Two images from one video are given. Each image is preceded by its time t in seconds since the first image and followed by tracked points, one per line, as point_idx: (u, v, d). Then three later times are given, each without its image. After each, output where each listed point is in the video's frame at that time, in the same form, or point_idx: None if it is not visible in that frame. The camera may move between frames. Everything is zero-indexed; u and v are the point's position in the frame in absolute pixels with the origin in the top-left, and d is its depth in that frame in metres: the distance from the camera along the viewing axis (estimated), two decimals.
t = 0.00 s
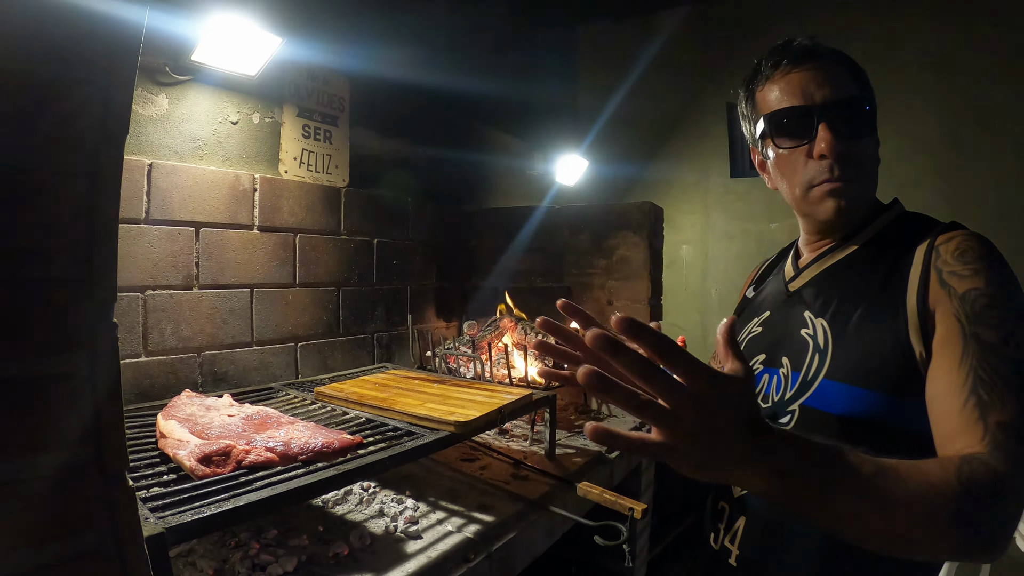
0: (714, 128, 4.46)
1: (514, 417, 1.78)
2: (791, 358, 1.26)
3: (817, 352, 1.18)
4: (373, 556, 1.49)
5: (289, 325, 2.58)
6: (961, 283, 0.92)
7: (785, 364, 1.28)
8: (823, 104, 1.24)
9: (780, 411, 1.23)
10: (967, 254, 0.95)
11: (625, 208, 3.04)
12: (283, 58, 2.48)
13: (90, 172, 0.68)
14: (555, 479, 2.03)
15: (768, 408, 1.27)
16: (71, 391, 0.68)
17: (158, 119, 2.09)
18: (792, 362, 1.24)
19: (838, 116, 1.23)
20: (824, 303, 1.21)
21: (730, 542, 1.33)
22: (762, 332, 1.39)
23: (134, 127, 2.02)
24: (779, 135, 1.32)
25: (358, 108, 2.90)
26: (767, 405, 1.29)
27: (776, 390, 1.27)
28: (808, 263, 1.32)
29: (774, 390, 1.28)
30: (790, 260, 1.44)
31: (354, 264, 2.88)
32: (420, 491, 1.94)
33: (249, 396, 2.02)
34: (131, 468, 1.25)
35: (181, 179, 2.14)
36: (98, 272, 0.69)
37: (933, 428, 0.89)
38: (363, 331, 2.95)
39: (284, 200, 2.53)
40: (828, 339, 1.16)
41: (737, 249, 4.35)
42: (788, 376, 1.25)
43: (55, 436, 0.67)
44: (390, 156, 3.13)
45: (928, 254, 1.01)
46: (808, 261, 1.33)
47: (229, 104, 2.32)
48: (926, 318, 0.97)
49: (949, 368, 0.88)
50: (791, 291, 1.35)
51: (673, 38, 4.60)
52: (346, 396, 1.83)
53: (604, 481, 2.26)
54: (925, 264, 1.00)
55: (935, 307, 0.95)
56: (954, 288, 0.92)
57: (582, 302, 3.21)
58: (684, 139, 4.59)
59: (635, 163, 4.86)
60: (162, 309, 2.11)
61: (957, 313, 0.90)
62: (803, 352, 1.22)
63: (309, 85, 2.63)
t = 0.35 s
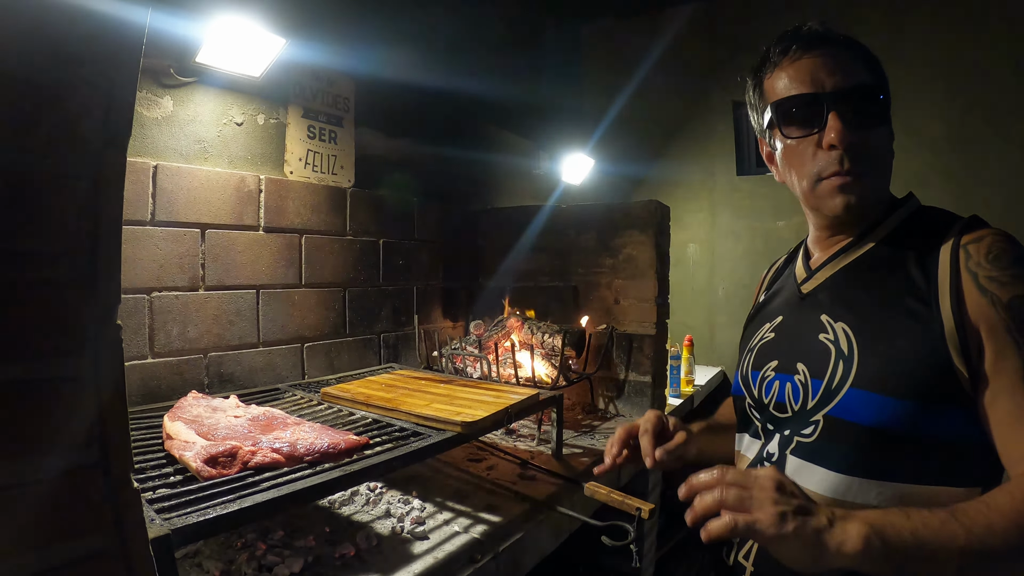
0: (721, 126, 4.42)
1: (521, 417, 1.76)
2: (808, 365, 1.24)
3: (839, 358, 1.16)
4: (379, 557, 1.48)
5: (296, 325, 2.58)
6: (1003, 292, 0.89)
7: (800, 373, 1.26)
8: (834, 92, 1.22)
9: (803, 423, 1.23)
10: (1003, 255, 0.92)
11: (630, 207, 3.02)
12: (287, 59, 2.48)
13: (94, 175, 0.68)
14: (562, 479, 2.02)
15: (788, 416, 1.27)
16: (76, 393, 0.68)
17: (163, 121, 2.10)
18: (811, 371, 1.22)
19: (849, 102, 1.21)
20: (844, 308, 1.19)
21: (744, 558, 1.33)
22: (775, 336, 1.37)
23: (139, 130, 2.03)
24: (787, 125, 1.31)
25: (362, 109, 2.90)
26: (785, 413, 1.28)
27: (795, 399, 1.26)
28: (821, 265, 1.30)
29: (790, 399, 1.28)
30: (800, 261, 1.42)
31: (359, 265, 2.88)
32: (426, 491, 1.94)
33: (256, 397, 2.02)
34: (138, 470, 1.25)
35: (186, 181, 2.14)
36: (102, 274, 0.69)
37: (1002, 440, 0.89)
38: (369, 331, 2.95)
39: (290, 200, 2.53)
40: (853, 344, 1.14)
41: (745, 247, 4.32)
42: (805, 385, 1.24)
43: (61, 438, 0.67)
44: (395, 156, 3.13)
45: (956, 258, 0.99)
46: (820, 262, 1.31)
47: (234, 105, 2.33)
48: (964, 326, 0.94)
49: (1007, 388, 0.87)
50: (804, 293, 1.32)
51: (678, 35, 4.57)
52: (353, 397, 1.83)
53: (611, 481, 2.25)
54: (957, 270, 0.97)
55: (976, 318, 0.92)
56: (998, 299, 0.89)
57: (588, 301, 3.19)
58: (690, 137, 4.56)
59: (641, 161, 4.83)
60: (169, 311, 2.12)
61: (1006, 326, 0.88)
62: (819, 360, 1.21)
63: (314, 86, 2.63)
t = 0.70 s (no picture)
0: (723, 121, 4.40)
1: (521, 413, 1.76)
2: (819, 361, 1.24)
3: (847, 355, 1.16)
4: (378, 554, 1.48)
5: (295, 321, 2.57)
6: None
7: (812, 369, 1.26)
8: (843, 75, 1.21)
9: (808, 424, 1.23)
10: None
11: (631, 203, 3.00)
12: (286, 53, 2.46)
13: (88, 168, 0.67)
14: (562, 476, 2.01)
15: (796, 417, 1.28)
16: (70, 391, 0.67)
17: (162, 116, 2.09)
18: (822, 366, 1.22)
19: (858, 86, 1.19)
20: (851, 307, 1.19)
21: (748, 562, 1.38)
22: (787, 330, 1.38)
23: (138, 124, 2.01)
24: (794, 107, 1.29)
25: (362, 104, 2.88)
26: (794, 413, 1.29)
27: (803, 397, 1.27)
28: (835, 255, 1.30)
29: (801, 397, 1.28)
30: (815, 251, 1.42)
31: (359, 260, 2.87)
32: (426, 488, 1.94)
33: (255, 394, 2.02)
34: (135, 466, 1.25)
35: (184, 175, 2.13)
36: (98, 269, 0.68)
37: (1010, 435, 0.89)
38: (369, 327, 2.94)
39: (289, 195, 2.52)
40: (863, 342, 1.13)
41: (746, 244, 4.31)
42: (814, 383, 1.24)
43: (58, 434, 0.66)
44: (394, 151, 3.11)
45: (977, 247, 0.97)
46: (834, 252, 1.31)
47: (233, 100, 2.31)
48: (982, 318, 0.92)
49: (1023, 387, 0.86)
50: (816, 284, 1.33)
51: (681, 31, 4.54)
52: (352, 393, 1.82)
53: (612, 477, 2.25)
54: (977, 258, 0.95)
55: (996, 311, 0.90)
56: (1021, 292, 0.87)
57: (590, 297, 3.18)
58: (692, 133, 4.54)
59: (642, 157, 4.81)
60: (167, 306, 2.11)
61: None
62: (829, 356, 1.21)
63: (314, 81, 2.62)
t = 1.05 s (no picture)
0: (722, 118, 4.39)
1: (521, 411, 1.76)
2: (822, 365, 1.23)
3: (849, 360, 1.15)
4: (378, 552, 1.48)
5: (294, 319, 2.57)
6: None
7: (815, 372, 1.25)
8: (798, 76, 1.16)
9: (810, 429, 1.23)
10: None
11: (631, 200, 3.00)
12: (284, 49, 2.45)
13: (82, 165, 0.66)
14: (562, 474, 2.01)
15: (798, 419, 1.27)
16: (64, 392, 0.67)
17: (160, 114, 2.08)
18: (824, 371, 1.22)
19: (815, 88, 1.15)
20: (853, 305, 1.19)
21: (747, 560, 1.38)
22: (792, 329, 1.37)
23: (135, 122, 2.01)
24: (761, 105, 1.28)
25: (361, 101, 2.88)
26: (797, 415, 1.29)
27: (806, 400, 1.26)
28: (841, 252, 1.29)
29: (803, 400, 1.27)
30: (823, 247, 1.41)
31: (358, 258, 2.86)
32: (426, 486, 1.93)
33: (254, 392, 2.01)
34: (133, 465, 1.24)
35: (182, 173, 2.13)
36: (92, 268, 0.67)
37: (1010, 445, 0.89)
38: (368, 325, 2.94)
39: (288, 193, 2.52)
40: (864, 348, 1.12)
41: (746, 241, 4.30)
42: (817, 386, 1.24)
43: (52, 434, 0.66)
44: (393, 148, 3.10)
45: (984, 249, 0.96)
46: (839, 250, 1.30)
47: (231, 97, 2.30)
48: (986, 324, 0.92)
49: None
50: (823, 281, 1.32)
51: (681, 27, 4.52)
52: (351, 391, 1.82)
53: (611, 474, 2.25)
54: (984, 262, 0.94)
55: (1002, 318, 0.89)
56: None
57: (589, 295, 3.17)
58: (691, 129, 4.53)
59: (642, 154, 4.80)
60: (166, 305, 2.11)
61: None
62: (831, 359, 1.20)
63: (312, 78, 2.61)
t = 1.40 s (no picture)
0: (724, 117, 4.39)
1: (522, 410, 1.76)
2: (814, 362, 1.24)
3: (838, 359, 1.16)
4: (379, 551, 1.48)
5: (294, 318, 2.57)
6: None
7: (807, 369, 1.26)
8: (785, 81, 1.17)
9: (800, 426, 1.23)
10: None
11: (632, 199, 3.00)
12: (285, 47, 2.45)
13: (84, 163, 0.66)
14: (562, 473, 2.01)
15: (789, 417, 1.28)
16: (63, 390, 0.66)
17: (161, 112, 2.08)
18: (815, 368, 1.22)
19: (800, 93, 1.15)
20: (848, 304, 1.18)
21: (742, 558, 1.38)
22: (787, 326, 1.37)
23: (136, 119, 2.00)
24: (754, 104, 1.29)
25: (362, 99, 2.88)
26: (787, 412, 1.29)
27: (797, 397, 1.27)
28: (836, 250, 1.30)
29: (795, 397, 1.28)
30: (818, 244, 1.41)
31: (359, 257, 2.86)
32: (426, 484, 1.93)
33: (254, 390, 2.01)
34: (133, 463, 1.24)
35: (183, 171, 2.12)
36: (93, 266, 0.67)
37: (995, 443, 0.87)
38: (369, 323, 2.94)
39: (289, 191, 2.51)
40: (855, 347, 1.12)
41: (747, 240, 4.30)
42: (808, 383, 1.24)
43: (51, 432, 0.66)
44: (394, 147, 3.10)
45: (978, 249, 0.95)
46: (834, 249, 1.31)
47: (232, 95, 2.30)
48: (977, 323, 0.91)
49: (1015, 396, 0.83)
50: (817, 279, 1.33)
51: (682, 26, 4.52)
52: (352, 389, 1.82)
53: (612, 473, 2.25)
54: (979, 263, 0.93)
55: (992, 317, 0.88)
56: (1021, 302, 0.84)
57: (589, 294, 3.17)
58: (692, 129, 4.53)
59: (643, 153, 4.79)
60: (166, 303, 2.10)
61: None
62: (824, 360, 1.20)
63: (313, 76, 2.61)
